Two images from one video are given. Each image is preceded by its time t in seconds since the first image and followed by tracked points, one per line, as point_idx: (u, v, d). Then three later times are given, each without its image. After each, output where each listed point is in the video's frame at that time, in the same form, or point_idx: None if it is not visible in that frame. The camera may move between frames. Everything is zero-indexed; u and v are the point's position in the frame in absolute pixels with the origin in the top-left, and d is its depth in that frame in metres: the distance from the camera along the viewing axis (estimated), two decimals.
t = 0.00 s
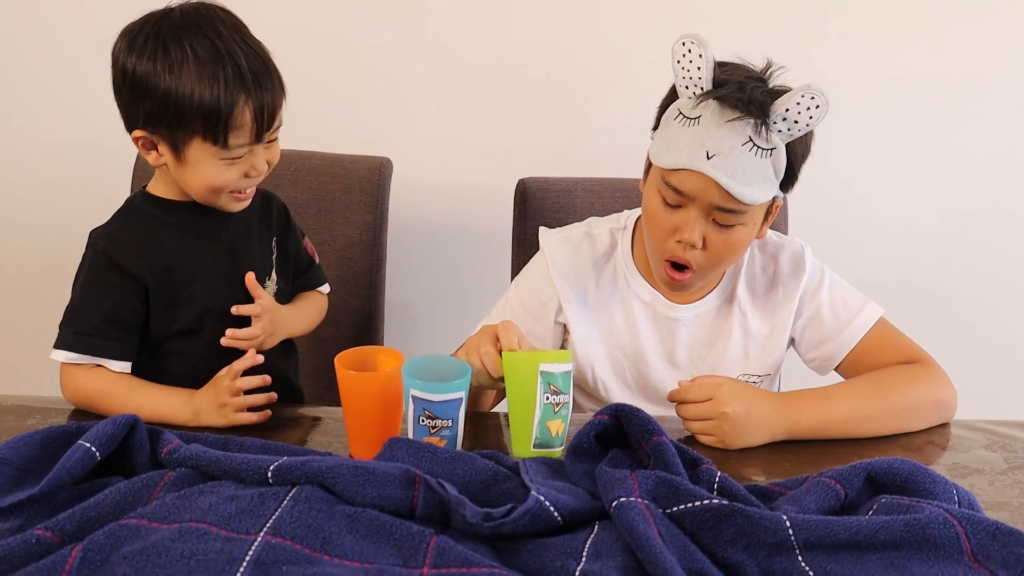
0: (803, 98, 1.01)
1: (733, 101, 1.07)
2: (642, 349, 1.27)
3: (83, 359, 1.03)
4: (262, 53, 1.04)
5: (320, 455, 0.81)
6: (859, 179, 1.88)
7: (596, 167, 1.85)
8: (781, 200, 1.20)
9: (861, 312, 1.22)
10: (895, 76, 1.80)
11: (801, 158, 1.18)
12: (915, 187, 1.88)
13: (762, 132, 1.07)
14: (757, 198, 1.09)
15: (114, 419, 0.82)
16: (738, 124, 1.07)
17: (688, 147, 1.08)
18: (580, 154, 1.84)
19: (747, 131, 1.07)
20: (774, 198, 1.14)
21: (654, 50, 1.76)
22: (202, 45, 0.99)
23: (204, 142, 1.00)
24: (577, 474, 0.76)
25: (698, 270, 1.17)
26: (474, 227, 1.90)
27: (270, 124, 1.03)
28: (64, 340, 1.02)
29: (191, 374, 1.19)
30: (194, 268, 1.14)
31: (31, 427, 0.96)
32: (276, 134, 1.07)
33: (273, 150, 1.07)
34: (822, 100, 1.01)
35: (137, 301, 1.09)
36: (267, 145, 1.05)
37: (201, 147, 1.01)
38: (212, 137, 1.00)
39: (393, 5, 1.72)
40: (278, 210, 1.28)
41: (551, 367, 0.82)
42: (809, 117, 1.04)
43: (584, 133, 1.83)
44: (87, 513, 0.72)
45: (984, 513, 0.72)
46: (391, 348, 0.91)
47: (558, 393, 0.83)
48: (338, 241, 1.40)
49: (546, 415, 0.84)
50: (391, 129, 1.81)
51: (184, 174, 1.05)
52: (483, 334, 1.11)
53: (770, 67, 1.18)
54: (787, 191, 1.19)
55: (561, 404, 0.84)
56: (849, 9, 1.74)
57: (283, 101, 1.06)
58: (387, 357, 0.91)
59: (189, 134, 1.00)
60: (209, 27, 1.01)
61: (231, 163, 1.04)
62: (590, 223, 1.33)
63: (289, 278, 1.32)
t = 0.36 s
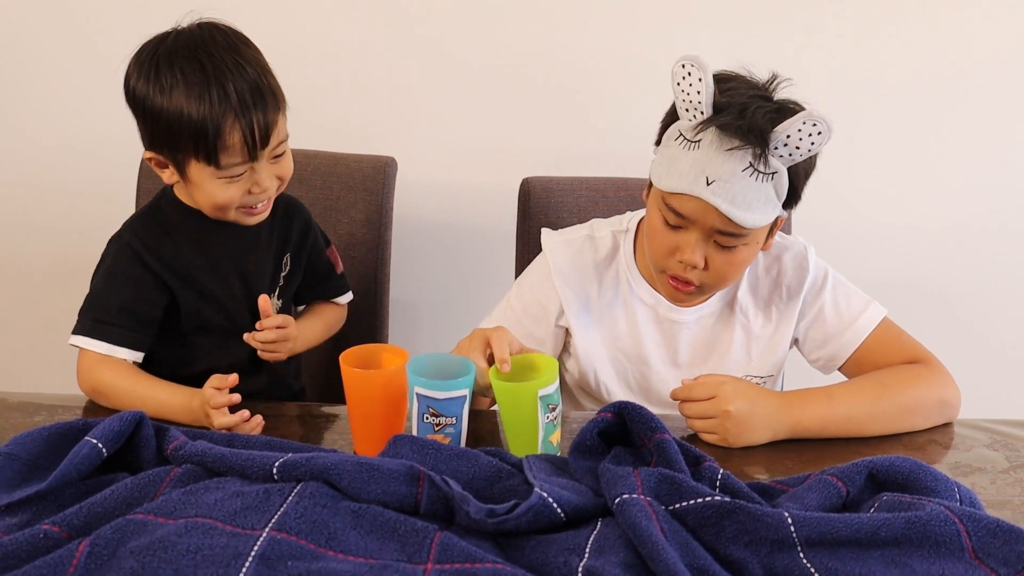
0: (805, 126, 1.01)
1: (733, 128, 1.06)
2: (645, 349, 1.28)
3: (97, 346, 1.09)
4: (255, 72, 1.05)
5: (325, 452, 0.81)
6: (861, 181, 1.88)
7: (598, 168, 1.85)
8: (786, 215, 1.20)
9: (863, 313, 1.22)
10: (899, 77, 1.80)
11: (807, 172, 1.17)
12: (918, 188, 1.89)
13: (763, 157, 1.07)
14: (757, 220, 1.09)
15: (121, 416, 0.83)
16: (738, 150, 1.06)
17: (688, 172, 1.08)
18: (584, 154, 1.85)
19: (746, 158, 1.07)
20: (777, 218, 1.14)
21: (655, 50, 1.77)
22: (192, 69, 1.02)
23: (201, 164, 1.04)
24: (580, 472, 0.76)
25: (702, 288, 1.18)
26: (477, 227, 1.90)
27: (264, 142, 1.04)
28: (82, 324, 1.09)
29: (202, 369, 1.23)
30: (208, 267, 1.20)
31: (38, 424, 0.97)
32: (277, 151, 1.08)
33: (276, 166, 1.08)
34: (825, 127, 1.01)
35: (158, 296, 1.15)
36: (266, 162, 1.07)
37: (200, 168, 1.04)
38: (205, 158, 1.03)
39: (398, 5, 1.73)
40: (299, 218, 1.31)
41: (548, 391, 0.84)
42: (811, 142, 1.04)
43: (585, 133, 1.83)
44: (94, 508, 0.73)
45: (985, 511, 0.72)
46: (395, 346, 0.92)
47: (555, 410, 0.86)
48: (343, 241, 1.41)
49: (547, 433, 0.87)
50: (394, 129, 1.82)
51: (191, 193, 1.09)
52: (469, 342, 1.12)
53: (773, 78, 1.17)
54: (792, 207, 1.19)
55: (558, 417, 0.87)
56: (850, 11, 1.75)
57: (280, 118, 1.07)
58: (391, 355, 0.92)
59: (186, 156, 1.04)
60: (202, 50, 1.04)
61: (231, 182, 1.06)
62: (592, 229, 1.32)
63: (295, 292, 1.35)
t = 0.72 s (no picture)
0: (802, 122, 1.01)
1: (731, 128, 1.07)
2: (647, 349, 1.28)
3: (115, 350, 1.09)
4: (297, 59, 1.07)
5: (328, 451, 0.82)
6: (862, 182, 1.88)
7: (600, 168, 1.86)
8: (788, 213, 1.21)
9: (865, 313, 1.22)
10: (901, 77, 1.81)
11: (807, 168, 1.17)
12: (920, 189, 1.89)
13: (762, 156, 1.07)
14: (758, 217, 1.10)
15: (126, 415, 0.83)
16: (736, 149, 1.07)
17: (687, 174, 1.09)
18: (588, 155, 1.85)
19: (744, 157, 1.07)
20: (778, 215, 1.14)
21: (657, 52, 1.78)
22: (238, 42, 1.04)
23: (220, 132, 1.05)
24: (582, 471, 0.77)
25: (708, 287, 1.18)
26: (479, 227, 1.91)
27: (289, 128, 1.06)
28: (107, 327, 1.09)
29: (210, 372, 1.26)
30: (230, 270, 1.22)
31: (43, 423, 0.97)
32: (295, 140, 1.09)
33: (290, 155, 1.10)
34: (822, 121, 1.01)
35: (180, 305, 1.17)
36: (282, 148, 1.08)
37: (219, 137, 1.05)
38: (228, 128, 1.04)
39: (403, 6, 1.74)
40: (326, 216, 1.33)
41: (540, 400, 0.83)
42: (808, 138, 1.04)
43: (586, 134, 1.84)
44: (99, 506, 0.74)
45: (985, 510, 0.72)
46: (397, 346, 0.92)
47: (545, 419, 0.85)
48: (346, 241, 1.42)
49: (532, 441, 0.86)
50: (396, 130, 1.83)
51: (201, 159, 1.09)
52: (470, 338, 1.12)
53: (768, 77, 1.17)
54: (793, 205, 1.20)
55: (547, 427, 0.86)
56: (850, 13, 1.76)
57: (308, 109, 1.09)
58: (394, 355, 0.92)
59: (209, 122, 1.05)
60: (252, 25, 1.06)
61: (246, 159, 1.07)
62: (594, 228, 1.33)
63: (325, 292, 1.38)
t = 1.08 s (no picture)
0: (797, 98, 1.03)
1: (726, 106, 1.08)
2: (649, 345, 1.29)
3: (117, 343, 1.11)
4: (284, 50, 1.07)
5: (331, 447, 0.82)
6: (863, 180, 1.89)
7: (601, 167, 1.86)
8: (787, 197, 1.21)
9: (867, 311, 1.23)
10: (903, 76, 1.81)
11: (802, 156, 1.19)
12: (920, 188, 1.89)
13: (758, 133, 1.08)
14: (755, 195, 1.10)
15: (130, 411, 0.83)
16: (732, 125, 1.08)
17: (685, 153, 1.09)
18: (591, 152, 1.85)
19: (741, 134, 1.08)
20: (776, 197, 1.15)
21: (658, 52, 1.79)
22: (223, 34, 1.04)
23: (209, 126, 1.05)
24: (585, 466, 0.77)
25: (707, 274, 1.18)
26: (481, 225, 1.91)
27: (275, 119, 1.06)
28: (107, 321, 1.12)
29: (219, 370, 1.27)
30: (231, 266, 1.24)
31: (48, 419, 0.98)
32: (287, 131, 1.09)
33: (282, 146, 1.10)
34: (816, 99, 1.03)
35: (183, 297, 1.20)
36: (272, 138, 1.08)
37: (208, 130, 1.06)
38: (215, 121, 1.04)
39: (406, 4, 1.75)
40: (339, 212, 1.33)
41: (535, 404, 0.83)
42: (804, 115, 1.05)
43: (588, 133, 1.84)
44: (104, 501, 0.74)
45: (987, 506, 0.72)
46: (400, 343, 0.93)
47: (541, 424, 0.85)
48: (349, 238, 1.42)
49: (528, 444, 0.86)
50: (398, 128, 1.83)
51: (195, 152, 1.10)
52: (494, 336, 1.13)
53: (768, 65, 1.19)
54: (791, 188, 1.20)
55: (545, 433, 0.86)
56: (850, 12, 1.76)
57: (298, 99, 1.08)
58: (397, 351, 0.92)
59: (198, 115, 1.05)
60: (236, 16, 1.06)
61: (237, 150, 1.07)
62: (597, 224, 1.33)
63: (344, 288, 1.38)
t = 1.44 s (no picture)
0: (777, 77, 1.05)
1: (709, 86, 1.10)
2: (651, 343, 1.29)
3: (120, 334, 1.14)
4: (286, 27, 1.08)
5: (336, 446, 0.82)
6: (866, 178, 1.89)
7: (604, 166, 1.86)
8: (779, 185, 1.22)
9: (869, 308, 1.23)
10: (906, 73, 1.81)
11: (793, 143, 1.19)
12: (923, 185, 1.89)
13: (743, 114, 1.09)
14: (741, 178, 1.10)
15: (136, 410, 0.84)
16: (717, 107, 1.09)
17: (672, 135, 1.10)
18: (595, 151, 1.86)
19: (724, 115, 1.09)
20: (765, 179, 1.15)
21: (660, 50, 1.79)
22: (224, 13, 1.06)
23: (211, 103, 1.07)
24: (590, 464, 0.77)
25: (704, 258, 1.17)
26: (485, 224, 1.92)
27: (276, 94, 1.06)
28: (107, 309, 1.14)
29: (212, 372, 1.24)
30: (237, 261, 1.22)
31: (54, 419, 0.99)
32: (289, 111, 1.09)
33: (286, 126, 1.10)
34: (798, 77, 1.05)
35: (177, 291, 1.19)
36: (274, 117, 1.08)
37: (210, 108, 1.07)
38: (215, 97, 1.05)
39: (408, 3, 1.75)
40: (349, 213, 1.32)
41: (539, 404, 0.83)
42: (786, 94, 1.07)
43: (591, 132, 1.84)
44: (110, 500, 0.74)
45: (990, 503, 0.73)
46: (405, 342, 0.93)
47: (547, 424, 0.85)
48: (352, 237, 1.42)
49: (532, 444, 0.86)
50: (401, 127, 1.84)
51: (202, 137, 1.11)
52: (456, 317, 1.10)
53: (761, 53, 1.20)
54: (784, 175, 1.20)
55: (550, 433, 0.86)
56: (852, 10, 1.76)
57: (299, 76, 1.08)
58: (402, 350, 0.93)
59: (200, 94, 1.07)
60: None
61: (238, 128, 1.08)
62: (599, 223, 1.34)
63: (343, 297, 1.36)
